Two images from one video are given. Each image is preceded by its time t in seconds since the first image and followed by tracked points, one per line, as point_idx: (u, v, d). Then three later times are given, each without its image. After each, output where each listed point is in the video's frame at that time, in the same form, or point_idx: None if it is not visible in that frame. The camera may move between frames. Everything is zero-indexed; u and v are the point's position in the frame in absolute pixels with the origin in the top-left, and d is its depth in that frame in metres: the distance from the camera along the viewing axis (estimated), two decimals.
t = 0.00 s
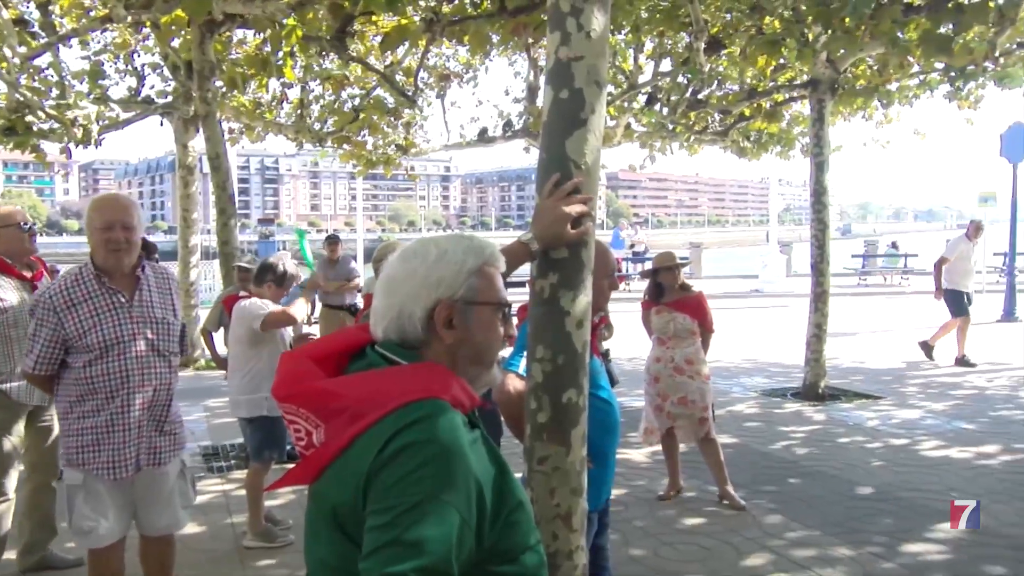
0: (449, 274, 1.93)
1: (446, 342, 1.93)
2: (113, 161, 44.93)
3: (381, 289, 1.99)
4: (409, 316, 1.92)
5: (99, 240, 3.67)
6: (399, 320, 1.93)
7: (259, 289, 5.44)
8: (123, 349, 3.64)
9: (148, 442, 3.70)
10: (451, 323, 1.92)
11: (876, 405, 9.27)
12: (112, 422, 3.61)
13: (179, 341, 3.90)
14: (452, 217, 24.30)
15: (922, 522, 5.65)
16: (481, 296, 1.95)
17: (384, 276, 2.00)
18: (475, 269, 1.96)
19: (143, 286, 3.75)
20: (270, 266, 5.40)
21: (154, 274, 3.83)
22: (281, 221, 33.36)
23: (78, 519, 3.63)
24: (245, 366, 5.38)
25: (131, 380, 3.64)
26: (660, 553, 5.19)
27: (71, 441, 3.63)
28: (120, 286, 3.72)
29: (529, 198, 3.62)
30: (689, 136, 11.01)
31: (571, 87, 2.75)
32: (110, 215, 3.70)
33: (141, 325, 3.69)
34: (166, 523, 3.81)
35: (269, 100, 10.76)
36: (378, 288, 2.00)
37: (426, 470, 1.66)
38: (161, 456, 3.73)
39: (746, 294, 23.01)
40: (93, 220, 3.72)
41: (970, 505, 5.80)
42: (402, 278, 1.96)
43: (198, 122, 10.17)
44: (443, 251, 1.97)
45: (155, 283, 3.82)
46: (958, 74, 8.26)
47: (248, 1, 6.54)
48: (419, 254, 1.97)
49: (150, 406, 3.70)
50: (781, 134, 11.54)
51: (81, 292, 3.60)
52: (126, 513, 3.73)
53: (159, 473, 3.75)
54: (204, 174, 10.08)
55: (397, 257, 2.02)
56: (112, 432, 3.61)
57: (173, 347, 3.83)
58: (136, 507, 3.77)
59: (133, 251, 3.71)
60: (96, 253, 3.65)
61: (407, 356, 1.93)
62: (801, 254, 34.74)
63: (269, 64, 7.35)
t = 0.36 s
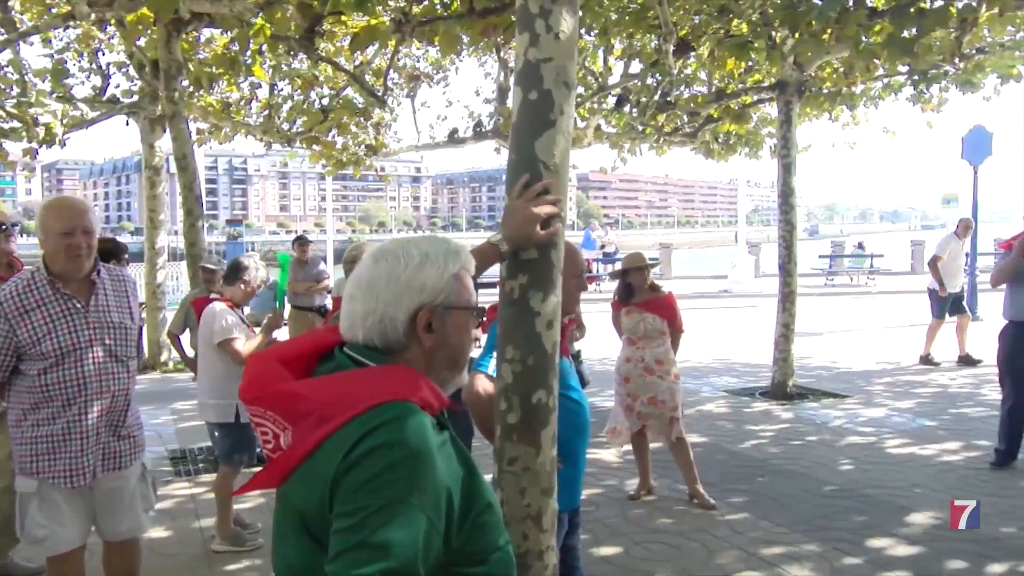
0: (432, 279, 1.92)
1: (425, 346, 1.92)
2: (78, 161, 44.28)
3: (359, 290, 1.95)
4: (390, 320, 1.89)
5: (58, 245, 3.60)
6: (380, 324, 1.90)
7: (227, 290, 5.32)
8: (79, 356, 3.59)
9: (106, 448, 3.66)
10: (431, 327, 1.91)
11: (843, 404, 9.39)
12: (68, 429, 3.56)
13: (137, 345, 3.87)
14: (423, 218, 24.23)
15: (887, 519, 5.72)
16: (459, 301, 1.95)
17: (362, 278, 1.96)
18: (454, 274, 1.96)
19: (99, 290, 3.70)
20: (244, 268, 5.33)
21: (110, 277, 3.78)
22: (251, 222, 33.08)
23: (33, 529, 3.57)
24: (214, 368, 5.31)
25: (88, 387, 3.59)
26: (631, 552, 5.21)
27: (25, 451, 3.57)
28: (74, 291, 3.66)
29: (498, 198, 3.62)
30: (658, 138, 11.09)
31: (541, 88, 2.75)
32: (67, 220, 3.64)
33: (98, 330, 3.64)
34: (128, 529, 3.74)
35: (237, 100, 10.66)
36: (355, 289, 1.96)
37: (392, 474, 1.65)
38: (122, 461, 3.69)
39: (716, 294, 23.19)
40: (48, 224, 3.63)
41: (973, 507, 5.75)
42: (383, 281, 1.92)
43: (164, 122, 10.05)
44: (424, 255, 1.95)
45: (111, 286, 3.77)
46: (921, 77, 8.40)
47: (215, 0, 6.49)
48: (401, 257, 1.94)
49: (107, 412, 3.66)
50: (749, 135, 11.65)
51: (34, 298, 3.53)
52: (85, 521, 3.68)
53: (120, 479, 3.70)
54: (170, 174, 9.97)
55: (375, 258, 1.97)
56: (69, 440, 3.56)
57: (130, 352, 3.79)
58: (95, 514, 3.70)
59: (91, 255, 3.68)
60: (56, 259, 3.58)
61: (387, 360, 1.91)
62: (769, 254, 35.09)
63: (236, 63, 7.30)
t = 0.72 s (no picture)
0: (419, 284, 1.92)
1: (407, 349, 1.92)
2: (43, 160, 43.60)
3: (343, 292, 1.89)
4: (380, 325, 1.87)
5: (28, 243, 3.56)
6: (368, 328, 1.87)
7: (194, 289, 5.25)
8: (46, 358, 3.54)
9: (74, 451, 3.63)
10: (413, 330, 1.92)
11: (813, 402, 9.48)
12: (35, 433, 3.50)
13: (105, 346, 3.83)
14: (396, 218, 24.13)
15: (857, 515, 5.78)
16: (437, 304, 1.98)
17: (347, 279, 1.89)
18: (433, 278, 1.97)
19: (67, 291, 3.66)
20: (208, 267, 5.26)
21: (79, 278, 3.74)
22: (222, 222, 32.76)
23: None
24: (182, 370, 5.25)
25: (56, 389, 3.55)
26: (605, 552, 5.22)
27: None
28: (41, 291, 3.62)
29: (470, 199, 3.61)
30: (630, 139, 11.13)
31: (513, 89, 2.76)
32: (33, 218, 3.60)
33: (66, 332, 3.60)
34: (99, 532, 3.73)
35: (208, 99, 10.56)
36: (339, 291, 1.90)
37: (362, 473, 1.65)
38: (91, 463, 3.68)
39: (688, 294, 23.34)
40: (15, 222, 3.59)
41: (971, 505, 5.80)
42: (371, 283, 1.88)
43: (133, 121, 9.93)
44: (409, 258, 1.93)
45: (79, 287, 3.73)
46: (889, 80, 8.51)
47: None
48: (388, 260, 1.91)
49: (75, 414, 3.63)
50: (720, 136, 11.74)
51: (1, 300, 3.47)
52: (53, 525, 3.62)
53: (90, 481, 3.69)
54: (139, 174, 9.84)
55: (358, 258, 1.92)
56: (35, 444, 3.50)
57: (99, 353, 3.75)
58: (63, 519, 3.66)
59: (59, 252, 3.65)
60: (27, 258, 3.55)
61: (371, 364, 1.89)
62: (741, 254, 35.38)
63: (206, 62, 7.23)
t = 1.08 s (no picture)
0: (386, 284, 1.91)
1: (374, 349, 1.91)
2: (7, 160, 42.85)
3: (309, 294, 1.88)
4: (347, 327, 1.87)
5: (18, 239, 3.52)
6: (334, 330, 1.86)
7: (160, 292, 5.18)
8: (31, 357, 3.48)
9: (57, 452, 3.56)
10: (381, 331, 1.91)
11: (782, 401, 9.58)
12: (17, 431, 3.42)
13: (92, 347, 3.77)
14: (367, 218, 24.02)
15: (826, 512, 5.85)
16: (405, 303, 1.97)
17: (312, 281, 1.89)
18: (400, 276, 1.96)
19: (54, 291, 3.62)
20: (175, 268, 5.20)
21: (65, 279, 3.70)
22: (191, 223, 32.42)
23: None
24: (149, 374, 5.17)
25: (40, 388, 3.49)
26: (578, 551, 5.23)
27: None
28: (28, 290, 3.58)
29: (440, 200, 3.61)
30: (601, 140, 11.17)
31: (483, 89, 2.76)
32: (21, 215, 3.56)
33: (51, 331, 3.54)
34: (79, 537, 3.67)
35: (176, 98, 10.44)
36: (304, 293, 1.88)
37: (325, 472, 1.63)
38: (75, 466, 3.62)
39: (659, 294, 23.46)
40: (5, 218, 3.55)
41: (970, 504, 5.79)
42: (336, 285, 1.87)
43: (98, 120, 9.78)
44: (375, 258, 1.92)
45: (66, 288, 3.69)
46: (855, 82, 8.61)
47: None
48: (353, 261, 1.90)
49: (59, 415, 3.56)
50: (690, 137, 11.81)
51: None
52: (32, 529, 3.55)
53: (72, 484, 3.63)
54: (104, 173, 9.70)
55: (323, 259, 1.90)
56: (17, 442, 3.42)
57: (86, 353, 3.69)
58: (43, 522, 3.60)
59: (48, 250, 3.60)
60: (16, 254, 3.50)
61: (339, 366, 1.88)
62: (711, 254, 35.65)
63: (173, 61, 7.15)
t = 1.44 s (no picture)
0: (355, 283, 1.91)
1: (345, 349, 1.90)
2: None
3: (278, 296, 1.87)
4: (318, 326, 1.85)
5: (18, 236, 3.65)
6: (306, 331, 1.85)
7: (131, 293, 5.12)
8: (29, 355, 3.64)
9: (52, 450, 3.71)
10: (351, 330, 1.90)
11: (755, 400, 9.65)
12: (14, 428, 3.58)
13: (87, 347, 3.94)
14: (340, 218, 23.89)
15: (798, 510, 5.90)
16: (374, 301, 1.97)
17: (282, 282, 1.88)
18: (368, 274, 1.96)
19: (51, 291, 3.77)
20: (147, 269, 5.15)
21: (62, 280, 3.84)
22: (162, 223, 32.09)
23: None
24: (121, 376, 5.11)
25: (37, 385, 3.65)
26: (552, 551, 5.24)
27: None
28: (27, 287, 3.72)
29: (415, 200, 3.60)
30: (576, 140, 11.17)
31: (456, 90, 2.79)
32: (23, 212, 3.68)
33: (49, 330, 3.71)
34: (70, 536, 3.79)
35: (146, 97, 10.31)
36: (273, 294, 1.87)
37: (309, 479, 1.63)
38: (68, 465, 3.76)
39: (633, 295, 23.54)
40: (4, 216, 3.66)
41: (970, 505, 5.80)
42: (305, 286, 1.86)
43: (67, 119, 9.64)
44: (343, 257, 1.91)
45: (62, 289, 3.83)
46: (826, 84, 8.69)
47: None
48: (321, 261, 1.89)
49: (54, 412, 3.72)
50: (663, 138, 11.87)
51: None
52: (26, 525, 3.69)
53: (64, 481, 3.77)
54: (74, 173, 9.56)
55: (291, 261, 1.89)
56: (14, 438, 3.58)
57: (81, 353, 3.86)
58: (36, 520, 3.73)
59: (47, 248, 3.74)
60: (16, 251, 3.63)
61: (311, 366, 1.87)
62: (685, 255, 35.84)
63: (143, 60, 7.06)
